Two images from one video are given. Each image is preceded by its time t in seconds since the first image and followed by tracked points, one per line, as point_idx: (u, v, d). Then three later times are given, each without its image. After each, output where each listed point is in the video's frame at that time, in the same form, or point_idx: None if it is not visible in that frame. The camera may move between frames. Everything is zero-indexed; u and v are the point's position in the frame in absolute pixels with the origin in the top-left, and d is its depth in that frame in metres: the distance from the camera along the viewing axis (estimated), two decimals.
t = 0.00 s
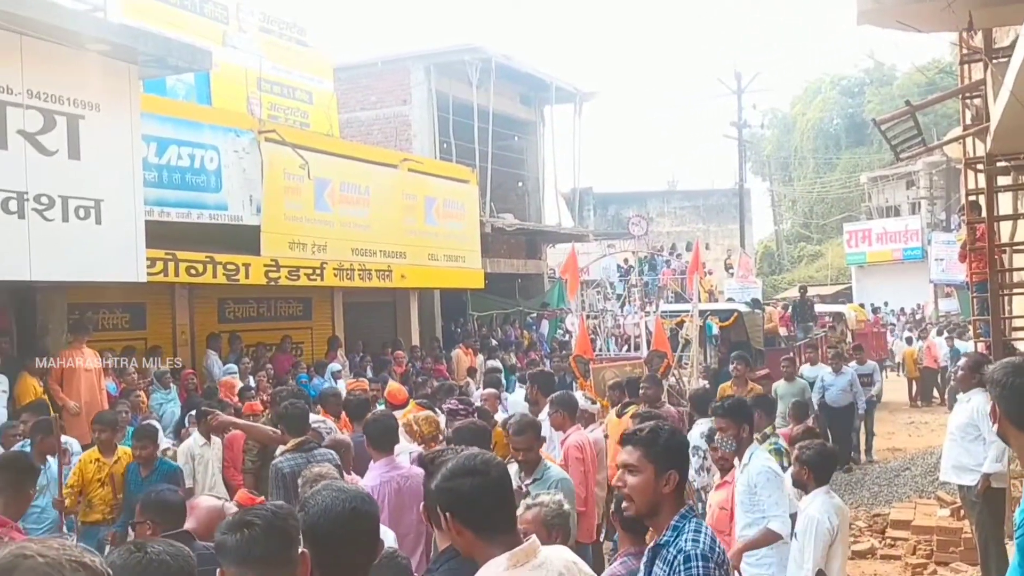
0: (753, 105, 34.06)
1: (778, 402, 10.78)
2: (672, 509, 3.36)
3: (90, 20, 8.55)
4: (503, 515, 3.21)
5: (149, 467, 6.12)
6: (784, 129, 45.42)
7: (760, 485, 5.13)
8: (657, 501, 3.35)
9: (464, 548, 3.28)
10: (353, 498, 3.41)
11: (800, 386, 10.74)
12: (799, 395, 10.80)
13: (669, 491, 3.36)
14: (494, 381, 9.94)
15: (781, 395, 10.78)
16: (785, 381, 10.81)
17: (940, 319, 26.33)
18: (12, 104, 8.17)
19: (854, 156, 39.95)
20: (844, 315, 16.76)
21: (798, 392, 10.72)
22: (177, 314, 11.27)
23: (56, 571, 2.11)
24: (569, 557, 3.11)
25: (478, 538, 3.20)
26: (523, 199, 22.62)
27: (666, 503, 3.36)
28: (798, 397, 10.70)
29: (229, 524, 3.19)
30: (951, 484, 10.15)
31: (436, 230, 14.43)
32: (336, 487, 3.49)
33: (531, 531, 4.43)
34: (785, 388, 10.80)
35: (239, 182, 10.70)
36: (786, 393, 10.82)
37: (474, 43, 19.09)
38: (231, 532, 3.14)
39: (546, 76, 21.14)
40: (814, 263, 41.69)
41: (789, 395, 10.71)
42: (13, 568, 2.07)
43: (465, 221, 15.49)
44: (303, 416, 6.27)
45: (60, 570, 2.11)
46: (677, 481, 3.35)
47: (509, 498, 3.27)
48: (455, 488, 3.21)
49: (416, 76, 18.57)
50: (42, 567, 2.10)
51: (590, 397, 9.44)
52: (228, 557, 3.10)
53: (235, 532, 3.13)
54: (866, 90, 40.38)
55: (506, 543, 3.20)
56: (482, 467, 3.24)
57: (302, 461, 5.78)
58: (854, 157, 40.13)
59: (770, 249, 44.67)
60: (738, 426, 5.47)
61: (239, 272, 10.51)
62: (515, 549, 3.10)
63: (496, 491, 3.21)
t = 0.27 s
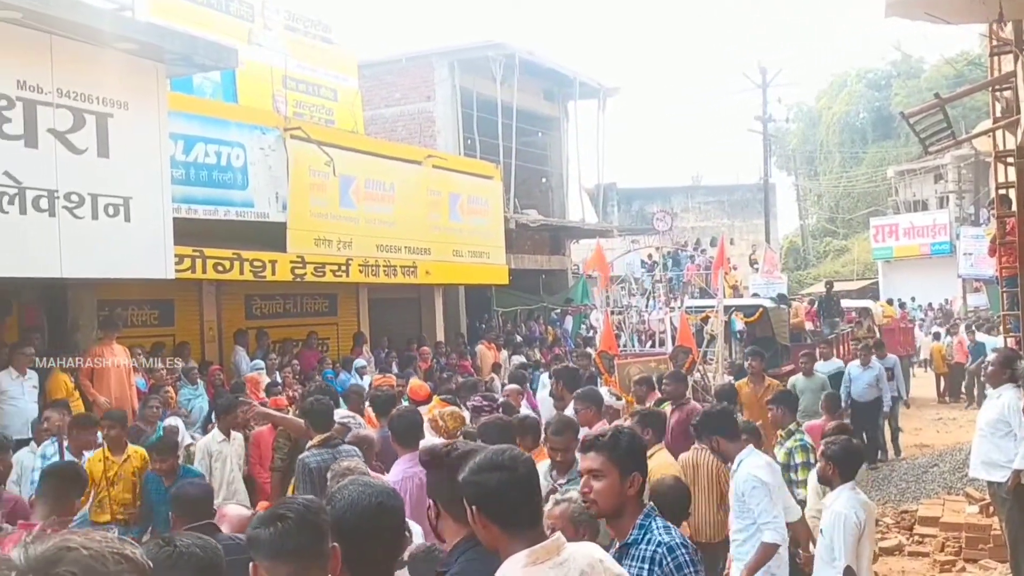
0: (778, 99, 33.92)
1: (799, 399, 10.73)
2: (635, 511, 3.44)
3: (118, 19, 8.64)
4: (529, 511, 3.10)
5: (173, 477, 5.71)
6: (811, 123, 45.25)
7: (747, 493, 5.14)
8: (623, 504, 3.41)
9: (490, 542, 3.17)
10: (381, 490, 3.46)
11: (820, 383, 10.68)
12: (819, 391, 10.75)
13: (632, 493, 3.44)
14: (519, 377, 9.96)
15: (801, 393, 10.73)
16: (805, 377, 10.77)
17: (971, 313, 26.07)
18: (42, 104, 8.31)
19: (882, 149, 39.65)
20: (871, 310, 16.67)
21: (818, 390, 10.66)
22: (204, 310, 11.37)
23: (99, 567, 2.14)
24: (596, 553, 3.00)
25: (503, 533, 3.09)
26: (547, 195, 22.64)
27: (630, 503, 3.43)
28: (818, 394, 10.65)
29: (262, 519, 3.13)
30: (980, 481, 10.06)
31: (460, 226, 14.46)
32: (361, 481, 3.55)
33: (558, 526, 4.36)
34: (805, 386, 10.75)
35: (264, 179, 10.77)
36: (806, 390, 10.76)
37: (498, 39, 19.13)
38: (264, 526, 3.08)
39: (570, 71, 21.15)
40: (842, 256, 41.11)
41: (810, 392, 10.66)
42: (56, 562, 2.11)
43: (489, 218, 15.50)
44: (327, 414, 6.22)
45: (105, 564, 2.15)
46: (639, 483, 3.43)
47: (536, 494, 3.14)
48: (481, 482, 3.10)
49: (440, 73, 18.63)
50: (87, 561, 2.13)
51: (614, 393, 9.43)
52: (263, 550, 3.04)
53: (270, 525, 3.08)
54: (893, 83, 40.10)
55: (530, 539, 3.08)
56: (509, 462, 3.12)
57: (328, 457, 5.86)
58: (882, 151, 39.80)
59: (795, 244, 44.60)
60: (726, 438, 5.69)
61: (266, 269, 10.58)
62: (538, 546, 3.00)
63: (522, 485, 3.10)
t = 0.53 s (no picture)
0: (804, 93, 33.76)
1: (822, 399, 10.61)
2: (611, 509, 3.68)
3: (146, 19, 8.73)
4: (568, 502, 3.10)
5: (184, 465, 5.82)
6: (838, 117, 44.89)
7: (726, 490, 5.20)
8: (599, 501, 3.66)
9: (527, 533, 3.17)
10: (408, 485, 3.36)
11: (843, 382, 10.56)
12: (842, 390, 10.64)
13: (609, 491, 3.69)
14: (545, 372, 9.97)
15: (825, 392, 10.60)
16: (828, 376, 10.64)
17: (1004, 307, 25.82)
18: (73, 102, 8.41)
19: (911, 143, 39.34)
20: (899, 305, 16.56)
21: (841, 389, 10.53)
22: (232, 306, 11.47)
23: (143, 564, 2.12)
24: (632, 548, 3.00)
25: (541, 524, 3.09)
26: (572, 191, 22.66)
27: (607, 501, 3.68)
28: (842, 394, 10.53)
29: (292, 514, 3.10)
30: (1011, 477, 9.97)
31: (485, 222, 14.49)
32: (390, 475, 3.42)
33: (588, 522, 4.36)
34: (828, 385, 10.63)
35: (291, 176, 10.84)
36: (829, 390, 10.65)
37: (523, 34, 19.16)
38: (295, 521, 3.05)
39: (594, 67, 21.16)
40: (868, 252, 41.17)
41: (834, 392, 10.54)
42: (100, 554, 2.08)
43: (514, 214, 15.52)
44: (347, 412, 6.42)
45: (148, 559, 2.15)
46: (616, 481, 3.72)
47: (576, 488, 3.14)
48: (520, 474, 3.11)
49: (465, 69, 18.68)
50: (132, 555, 2.12)
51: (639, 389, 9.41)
52: (293, 546, 3.01)
53: (300, 521, 3.05)
54: (921, 76, 39.78)
55: (567, 531, 3.08)
56: (550, 454, 3.13)
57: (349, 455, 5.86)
58: (910, 145, 39.48)
59: (822, 239, 44.49)
60: (715, 434, 5.68)
61: (293, 265, 10.67)
62: (574, 539, 3.00)
63: (561, 477, 3.11)
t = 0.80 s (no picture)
0: (834, 86, 33.48)
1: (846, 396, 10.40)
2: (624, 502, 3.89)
3: (176, 18, 8.79)
4: (612, 494, 3.13)
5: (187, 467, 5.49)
6: (866, 111, 44.45)
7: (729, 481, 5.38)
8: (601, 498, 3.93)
9: (569, 522, 3.20)
10: (435, 478, 3.43)
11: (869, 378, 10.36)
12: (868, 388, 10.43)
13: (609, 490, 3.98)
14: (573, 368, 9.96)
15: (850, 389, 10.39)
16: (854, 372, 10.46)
17: None
18: (105, 101, 8.53)
19: (941, 136, 38.93)
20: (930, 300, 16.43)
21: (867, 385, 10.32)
22: (261, 302, 11.56)
23: (181, 558, 2.00)
24: (668, 541, 3.09)
25: (584, 514, 3.12)
26: (598, 186, 22.61)
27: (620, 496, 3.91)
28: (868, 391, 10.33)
29: (326, 507, 3.08)
30: None
31: (512, 218, 14.50)
32: (419, 470, 3.51)
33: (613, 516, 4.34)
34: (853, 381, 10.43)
35: (320, 173, 10.91)
36: (855, 385, 10.44)
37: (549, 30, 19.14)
38: (330, 515, 3.03)
39: (620, 62, 21.11)
40: (897, 247, 40.83)
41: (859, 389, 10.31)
42: (141, 549, 1.97)
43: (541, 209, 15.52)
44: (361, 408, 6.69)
45: (186, 553, 2.03)
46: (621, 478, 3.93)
47: (622, 481, 3.17)
48: (569, 465, 3.13)
49: (492, 65, 18.68)
50: (170, 549, 2.01)
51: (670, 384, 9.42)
52: (327, 541, 3.00)
53: (334, 515, 3.02)
54: (952, 69, 39.35)
55: (610, 522, 3.11)
56: (597, 446, 3.15)
57: (369, 450, 5.82)
58: (941, 138, 39.03)
59: (850, 234, 44.23)
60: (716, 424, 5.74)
61: (322, 262, 10.74)
62: (619, 527, 3.07)
63: (607, 468, 3.13)
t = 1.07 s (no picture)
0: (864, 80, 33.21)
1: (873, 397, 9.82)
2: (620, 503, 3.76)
3: (207, 17, 8.86)
4: (660, 483, 3.14)
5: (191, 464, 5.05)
6: (897, 105, 44.01)
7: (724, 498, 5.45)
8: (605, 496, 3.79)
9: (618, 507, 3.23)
10: (467, 473, 3.39)
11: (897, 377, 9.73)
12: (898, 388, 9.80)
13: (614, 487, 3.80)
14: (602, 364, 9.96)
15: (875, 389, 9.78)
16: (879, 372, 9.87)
17: None
18: (138, 100, 8.62)
19: (973, 130, 38.49)
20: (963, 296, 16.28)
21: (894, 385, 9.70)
22: (292, 298, 11.65)
23: (228, 548, 1.95)
24: (711, 535, 3.09)
25: (630, 500, 3.14)
26: (626, 182, 22.59)
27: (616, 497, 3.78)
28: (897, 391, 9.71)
29: (360, 500, 2.95)
30: None
31: (540, 214, 14.52)
32: (453, 464, 3.49)
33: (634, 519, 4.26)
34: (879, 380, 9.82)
35: (349, 170, 10.99)
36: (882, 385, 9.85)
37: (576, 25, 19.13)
38: (364, 508, 2.91)
39: (648, 57, 21.06)
40: (928, 241, 40.46)
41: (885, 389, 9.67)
42: (187, 539, 1.91)
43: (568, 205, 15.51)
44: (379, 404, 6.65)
45: (231, 543, 1.97)
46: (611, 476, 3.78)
47: (673, 474, 3.20)
48: (616, 452, 3.18)
49: (519, 61, 18.71)
50: (215, 539, 1.95)
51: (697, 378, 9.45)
52: (361, 533, 2.89)
53: (368, 507, 2.90)
54: (985, 61, 38.87)
55: (656, 511, 3.11)
56: (645, 435, 3.18)
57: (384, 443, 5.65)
58: (973, 132, 38.59)
59: (880, 229, 43.90)
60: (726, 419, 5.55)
61: (351, 258, 10.81)
62: (664, 517, 3.08)
63: (654, 457, 3.14)
